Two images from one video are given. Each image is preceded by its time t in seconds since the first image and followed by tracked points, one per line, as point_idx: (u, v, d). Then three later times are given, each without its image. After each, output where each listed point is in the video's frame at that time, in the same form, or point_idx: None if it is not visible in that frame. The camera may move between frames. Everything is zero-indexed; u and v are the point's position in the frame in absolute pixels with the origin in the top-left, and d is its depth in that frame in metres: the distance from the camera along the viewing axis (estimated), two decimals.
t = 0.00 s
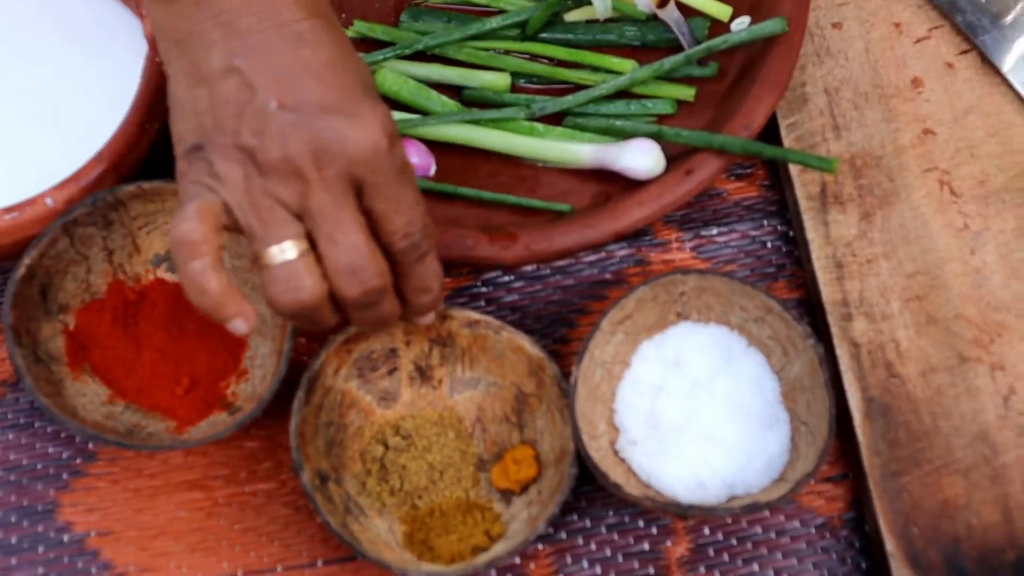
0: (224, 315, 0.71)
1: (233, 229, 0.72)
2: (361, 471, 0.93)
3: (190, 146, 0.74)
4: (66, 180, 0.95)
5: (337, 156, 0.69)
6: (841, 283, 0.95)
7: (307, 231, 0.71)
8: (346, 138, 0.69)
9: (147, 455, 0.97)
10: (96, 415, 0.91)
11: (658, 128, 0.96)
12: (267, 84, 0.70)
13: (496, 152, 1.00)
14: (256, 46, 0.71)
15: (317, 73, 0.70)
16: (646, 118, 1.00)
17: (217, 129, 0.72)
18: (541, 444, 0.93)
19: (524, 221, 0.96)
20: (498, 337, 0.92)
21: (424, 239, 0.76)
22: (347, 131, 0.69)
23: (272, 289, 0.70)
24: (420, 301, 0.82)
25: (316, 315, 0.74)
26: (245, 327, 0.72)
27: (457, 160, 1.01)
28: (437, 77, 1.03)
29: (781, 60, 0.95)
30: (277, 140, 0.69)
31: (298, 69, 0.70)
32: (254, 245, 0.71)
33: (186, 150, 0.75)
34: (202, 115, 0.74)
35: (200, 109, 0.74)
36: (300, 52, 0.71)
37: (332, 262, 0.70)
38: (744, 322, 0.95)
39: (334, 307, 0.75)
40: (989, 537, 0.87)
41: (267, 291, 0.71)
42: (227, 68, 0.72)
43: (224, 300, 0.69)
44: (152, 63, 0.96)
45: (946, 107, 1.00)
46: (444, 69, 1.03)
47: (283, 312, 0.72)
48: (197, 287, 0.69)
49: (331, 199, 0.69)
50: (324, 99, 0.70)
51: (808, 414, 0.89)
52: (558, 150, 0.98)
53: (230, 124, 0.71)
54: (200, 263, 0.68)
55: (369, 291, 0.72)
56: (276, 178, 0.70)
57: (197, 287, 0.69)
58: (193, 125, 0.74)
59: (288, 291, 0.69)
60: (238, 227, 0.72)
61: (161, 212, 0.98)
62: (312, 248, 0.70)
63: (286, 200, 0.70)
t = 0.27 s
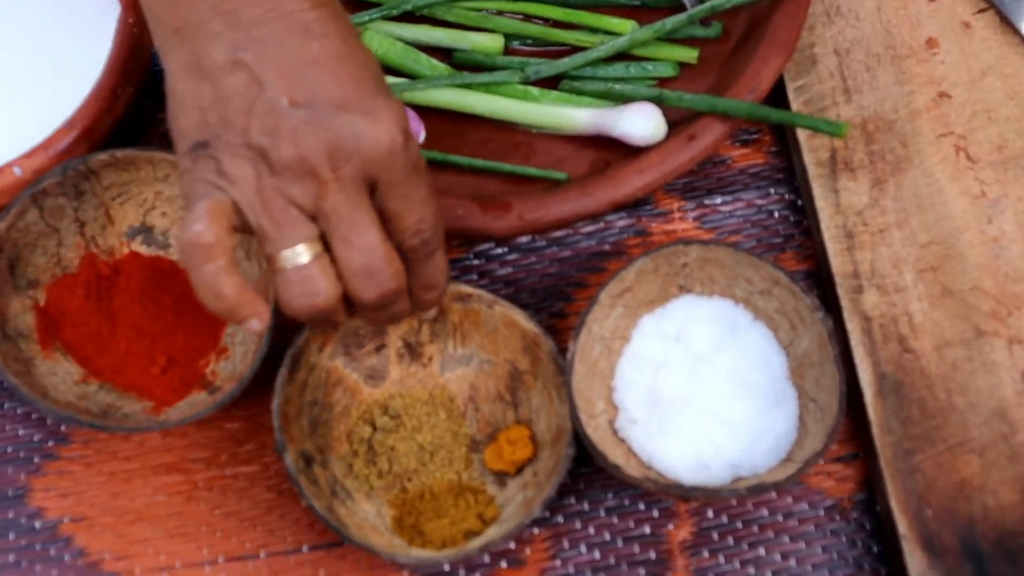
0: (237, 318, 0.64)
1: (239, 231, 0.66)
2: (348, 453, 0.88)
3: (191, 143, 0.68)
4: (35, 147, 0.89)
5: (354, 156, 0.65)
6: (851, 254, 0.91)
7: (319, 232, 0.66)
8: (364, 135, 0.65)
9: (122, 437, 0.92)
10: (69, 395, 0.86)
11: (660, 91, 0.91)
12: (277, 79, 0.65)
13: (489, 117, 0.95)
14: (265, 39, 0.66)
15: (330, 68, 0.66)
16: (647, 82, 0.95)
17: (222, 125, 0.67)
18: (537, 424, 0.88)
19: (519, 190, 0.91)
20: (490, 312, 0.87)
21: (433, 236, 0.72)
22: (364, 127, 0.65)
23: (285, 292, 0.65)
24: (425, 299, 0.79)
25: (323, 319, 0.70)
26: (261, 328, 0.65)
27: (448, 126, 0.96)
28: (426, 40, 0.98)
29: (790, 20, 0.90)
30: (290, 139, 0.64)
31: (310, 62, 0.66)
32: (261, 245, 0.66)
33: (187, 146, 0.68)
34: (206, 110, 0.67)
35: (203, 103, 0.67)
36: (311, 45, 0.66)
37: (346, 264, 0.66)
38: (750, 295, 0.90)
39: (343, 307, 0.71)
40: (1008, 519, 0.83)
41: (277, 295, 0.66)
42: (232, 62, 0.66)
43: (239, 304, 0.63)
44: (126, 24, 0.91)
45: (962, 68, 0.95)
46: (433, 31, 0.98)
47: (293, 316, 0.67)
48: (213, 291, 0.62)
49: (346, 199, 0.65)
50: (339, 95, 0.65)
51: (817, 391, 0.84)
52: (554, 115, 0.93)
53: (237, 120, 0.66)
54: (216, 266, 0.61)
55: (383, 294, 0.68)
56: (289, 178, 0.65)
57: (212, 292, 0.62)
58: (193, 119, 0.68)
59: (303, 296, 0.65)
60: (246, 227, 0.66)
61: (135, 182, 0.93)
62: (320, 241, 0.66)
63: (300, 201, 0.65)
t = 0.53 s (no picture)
0: (218, 313, 0.63)
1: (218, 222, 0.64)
2: (337, 440, 0.86)
3: (172, 134, 0.65)
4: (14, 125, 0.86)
5: (336, 147, 0.62)
6: (853, 233, 0.88)
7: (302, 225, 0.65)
8: (347, 127, 0.62)
9: (105, 424, 0.90)
10: (49, 381, 0.84)
11: (655, 66, 0.88)
12: (260, 69, 0.62)
13: (480, 94, 0.93)
14: (249, 28, 0.63)
15: (313, 57, 0.63)
16: (643, 56, 0.92)
17: (202, 117, 0.64)
18: (530, 410, 0.86)
19: (513, 169, 0.89)
20: (482, 293, 0.85)
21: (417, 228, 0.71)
22: (347, 118, 0.62)
23: (266, 287, 0.63)
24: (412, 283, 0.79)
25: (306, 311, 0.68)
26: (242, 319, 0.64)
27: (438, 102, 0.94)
28: (414, 13, 0.95)
29: None
30: (270, 133, 0.62)
31: (293, 51, 0.63)
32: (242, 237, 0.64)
33: (169, 137, 0.65)
34: (187, 101, 0.64)
35: (184, 93, 0.64)
36: (294, 33, 0.63)
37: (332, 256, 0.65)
38: (749, 275, 0.88)
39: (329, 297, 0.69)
40: (1011, 504, 0.81)
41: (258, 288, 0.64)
42: (213, 51, 0.63)
43: (220, 300, 0.61)
44: None
45: (966, 41, 0.92)
46: (422, 5, 0.94)
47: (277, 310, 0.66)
48: (192, 288, 0.61)
49: (330, 192, 0.63)
50: (322, 86, 0.62)
51: (817, 374, 0.82)
52: (547, 91, 0.90)
53: (216, 112, 0.63)
54: (194, 263, 0.59)
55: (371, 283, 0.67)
56: (270, 172, 0.63)
57: (190, 287, 0.60)
58: (175, 109, 0.65)
59: (284, 292, 0.63)
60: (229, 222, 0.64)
61: (116, 160, 0.90)
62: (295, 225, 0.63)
63: (282, 195, 0.63)
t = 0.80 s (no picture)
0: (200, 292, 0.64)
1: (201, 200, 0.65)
2: (325, 410, 0.86)
3: (155, 114, 0.65)
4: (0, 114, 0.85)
5: (316, 127, 0.62)
6: (840, 223, 0.88)
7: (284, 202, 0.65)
8: (326, 104, 0.62)
9: (92, 415, 0.90)
10: (36, 371, 0.83)
11: (643, 55, 0.88)
12: (238, 47, 0.62)
13: (467, 83, 0.92)
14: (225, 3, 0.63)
15: (293, 36, 0.63)
16: (631, 45, 0.92)
17: (184, 96, 0.64)
18: (518, 386, 0.86)
19: (500, 159, 0.88)
20: (473, 270, 0.84)
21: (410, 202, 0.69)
22: (326, 97, 0.62)
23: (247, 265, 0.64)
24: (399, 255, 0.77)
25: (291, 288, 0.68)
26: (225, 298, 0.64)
27: (426, 92, 0.93)
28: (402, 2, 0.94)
29: None
30: (250, 111, 0.62)
31: (271, 31, 0.63)
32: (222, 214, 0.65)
33: (152, 116, 0.66)
34: (169, 80, 0.65)
35: (168, 74, 0.65)
36: (274, 12, 0.63)
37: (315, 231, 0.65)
38: (736, 265, 0.88)
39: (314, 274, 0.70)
40: (999, 494, 0.81)
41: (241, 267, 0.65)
42: (194, 28, 0.63)
43: (199, 279, 0.63)
44: None
45: (954, 30, 0.92)
46: None
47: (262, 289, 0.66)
48: (171, 266, 0.62)
49: (311, 170, 0.63)
50: (300, 65, 0.63)
51: (805, 363, 0.82)
52: (535, 80, 0.90)
53: (199, 92, 0.64)
54: (172, 242, 0.61)
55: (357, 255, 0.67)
56: (250, 150, 0.63)
57: (169, 266, 0.62)
58: (158, 89, 0.66)
59: (264, 271, 0.64)
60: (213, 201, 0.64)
61: (103, 151, 0.90)
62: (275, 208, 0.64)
63: (263, 172, 0.64)
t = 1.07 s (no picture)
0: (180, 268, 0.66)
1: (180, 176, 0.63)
2: (319, 402, 0.86)
3: (137, 95, 0.62)
4: None
5: (296, 113, 0.58)
6: (835, 212, 0.89)
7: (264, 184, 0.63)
8: (308, 92, 0.57)
9: (87, 404, 0.89)
10: (32, 362, 0.84)
11: (638, 45, 0.88)
12: (217, 26, 0.57)
13: (462, 73, 0.92)
14: None
15: (274, 18, 0.58)
16: (626, 35, 0.92)
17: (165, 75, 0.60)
18: (509, 358, 0.87)
19: (494, 148, 0.89)
20: (455, 249, 0.84)
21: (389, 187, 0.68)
22: (309, 83, 0.57)
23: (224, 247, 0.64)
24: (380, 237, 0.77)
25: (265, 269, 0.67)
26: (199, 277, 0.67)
27: (421, 81, 0.93)
28: None
29: None
30: (230, 94, 0.57)
31: (252, 11, 0.57)
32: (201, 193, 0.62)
33: (134, 98, 0.63)
34: (151, 61, 0.61)
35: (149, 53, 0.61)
36: None
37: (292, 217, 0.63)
38: (732, 253, 0.88)
39: (292, 257, 0.69)
40: (990, 481, 0.82)
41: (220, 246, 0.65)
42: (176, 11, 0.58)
43: (180, 259, 0.64)
44: None
45: (948, 19, 0.92)
46: None
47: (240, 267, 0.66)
48: (150, 248, 0.63)
49: (292, 158, 0.60)
50: (282, 48, 0.58)
51: (801, 352, 0.82)
52: (530, 70, 0.90)
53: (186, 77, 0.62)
54: (149, 226, 0.62)
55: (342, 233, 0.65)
56: (230, 134, 0.59)
57: (149, 246, 0.63)
58: (140, 68, 0.62)
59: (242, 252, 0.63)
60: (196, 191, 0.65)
61: (98, 140, 0.89)
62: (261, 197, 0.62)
63: (244, 158, 0.60)
